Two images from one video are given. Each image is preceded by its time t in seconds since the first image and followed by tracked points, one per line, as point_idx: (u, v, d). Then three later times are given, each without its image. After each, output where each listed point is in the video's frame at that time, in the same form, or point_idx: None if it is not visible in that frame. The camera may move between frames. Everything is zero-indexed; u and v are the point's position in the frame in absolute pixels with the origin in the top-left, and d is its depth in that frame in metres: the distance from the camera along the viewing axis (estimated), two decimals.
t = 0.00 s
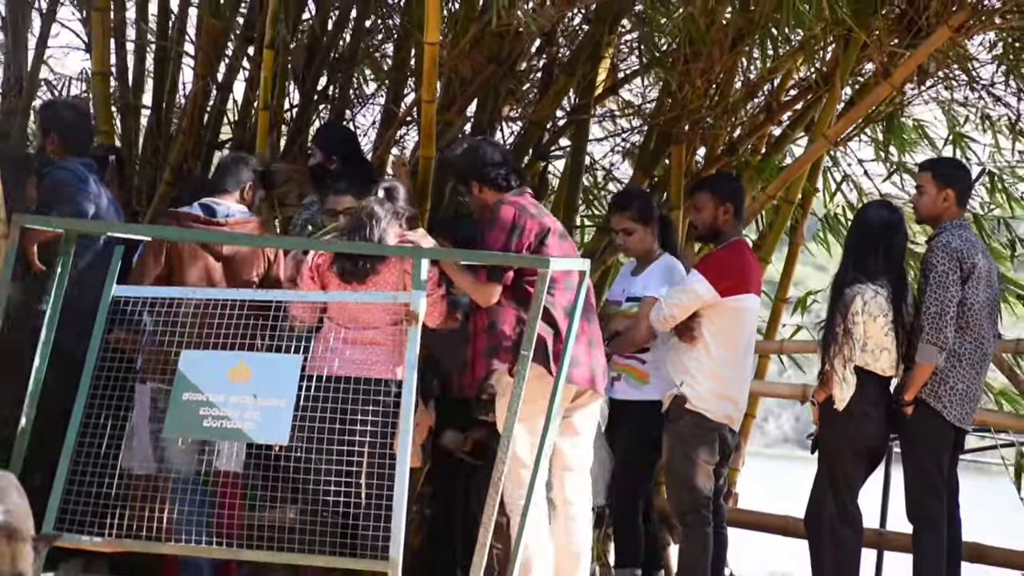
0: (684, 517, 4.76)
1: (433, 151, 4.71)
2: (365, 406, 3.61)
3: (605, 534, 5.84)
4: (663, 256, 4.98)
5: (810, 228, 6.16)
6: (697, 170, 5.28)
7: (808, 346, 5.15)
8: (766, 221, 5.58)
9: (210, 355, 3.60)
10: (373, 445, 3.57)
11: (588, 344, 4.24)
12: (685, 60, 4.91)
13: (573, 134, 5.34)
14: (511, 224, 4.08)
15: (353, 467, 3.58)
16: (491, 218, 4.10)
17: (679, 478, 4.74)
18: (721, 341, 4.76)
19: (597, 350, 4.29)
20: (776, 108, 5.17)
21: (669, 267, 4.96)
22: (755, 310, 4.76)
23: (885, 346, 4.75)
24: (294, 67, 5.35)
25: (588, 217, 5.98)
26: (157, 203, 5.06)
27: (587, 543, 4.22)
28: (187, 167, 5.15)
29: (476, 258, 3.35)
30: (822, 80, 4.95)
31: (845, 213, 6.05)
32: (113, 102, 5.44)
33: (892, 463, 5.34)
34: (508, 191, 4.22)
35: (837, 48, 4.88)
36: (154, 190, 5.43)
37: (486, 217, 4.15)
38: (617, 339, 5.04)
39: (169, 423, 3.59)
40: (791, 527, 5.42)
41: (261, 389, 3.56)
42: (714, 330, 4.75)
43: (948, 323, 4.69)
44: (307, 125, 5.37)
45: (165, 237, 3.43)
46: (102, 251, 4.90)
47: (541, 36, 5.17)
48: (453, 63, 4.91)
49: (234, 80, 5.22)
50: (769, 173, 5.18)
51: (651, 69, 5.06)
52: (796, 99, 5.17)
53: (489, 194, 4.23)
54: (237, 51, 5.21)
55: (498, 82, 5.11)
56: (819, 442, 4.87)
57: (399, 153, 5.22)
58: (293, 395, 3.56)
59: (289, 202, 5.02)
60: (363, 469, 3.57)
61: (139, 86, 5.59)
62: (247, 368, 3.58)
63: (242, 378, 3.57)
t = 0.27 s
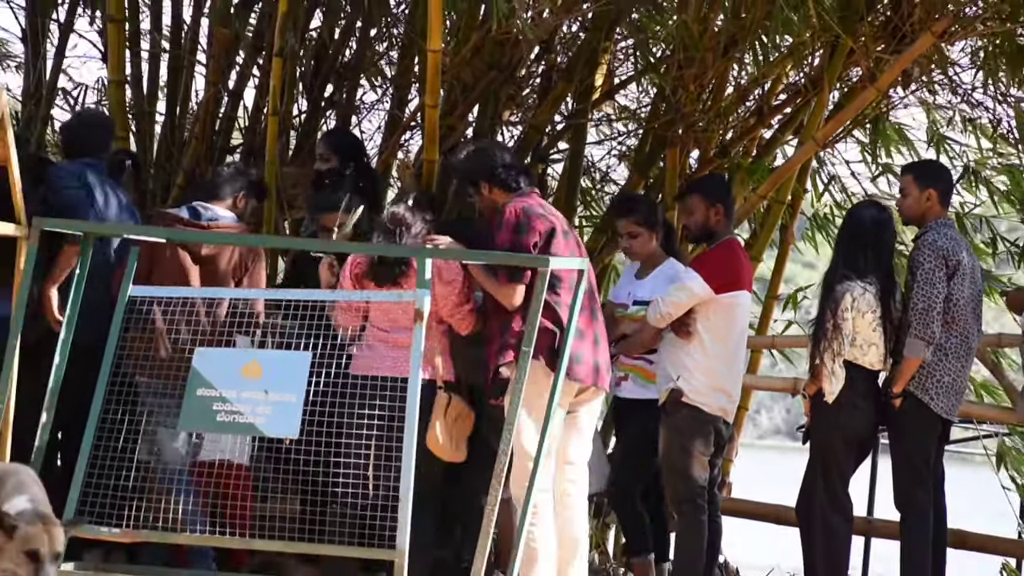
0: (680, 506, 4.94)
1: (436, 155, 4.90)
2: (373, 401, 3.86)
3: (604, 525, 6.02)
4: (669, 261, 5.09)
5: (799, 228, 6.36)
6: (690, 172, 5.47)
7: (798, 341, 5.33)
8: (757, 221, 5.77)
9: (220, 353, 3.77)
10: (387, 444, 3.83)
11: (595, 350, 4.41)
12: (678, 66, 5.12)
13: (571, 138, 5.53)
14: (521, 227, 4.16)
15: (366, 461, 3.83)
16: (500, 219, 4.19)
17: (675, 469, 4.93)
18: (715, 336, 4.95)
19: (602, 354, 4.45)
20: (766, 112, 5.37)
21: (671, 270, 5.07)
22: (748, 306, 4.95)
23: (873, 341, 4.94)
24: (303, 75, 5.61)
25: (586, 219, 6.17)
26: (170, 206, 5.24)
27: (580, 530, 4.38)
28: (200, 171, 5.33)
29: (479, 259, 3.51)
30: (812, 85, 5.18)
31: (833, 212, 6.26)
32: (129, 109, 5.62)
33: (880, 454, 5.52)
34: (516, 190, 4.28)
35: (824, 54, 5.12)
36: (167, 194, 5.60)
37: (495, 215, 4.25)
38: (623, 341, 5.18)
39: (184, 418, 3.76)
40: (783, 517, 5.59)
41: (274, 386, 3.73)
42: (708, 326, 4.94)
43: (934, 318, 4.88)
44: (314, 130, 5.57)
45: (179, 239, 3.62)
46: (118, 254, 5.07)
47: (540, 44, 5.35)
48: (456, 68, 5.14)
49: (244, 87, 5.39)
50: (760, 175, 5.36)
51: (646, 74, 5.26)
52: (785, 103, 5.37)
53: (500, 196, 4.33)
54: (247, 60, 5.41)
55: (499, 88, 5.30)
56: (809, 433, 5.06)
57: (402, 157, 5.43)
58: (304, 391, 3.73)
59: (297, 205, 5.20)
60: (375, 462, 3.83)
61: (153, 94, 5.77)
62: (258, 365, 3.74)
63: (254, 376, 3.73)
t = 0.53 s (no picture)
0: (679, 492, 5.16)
1: (447, 157, 5.14)
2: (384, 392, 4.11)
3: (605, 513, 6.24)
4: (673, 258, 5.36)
5: (792, 227, 6.60)
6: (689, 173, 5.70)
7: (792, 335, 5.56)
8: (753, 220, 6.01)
9: (249, 344, 4.04)
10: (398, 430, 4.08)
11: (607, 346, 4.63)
12: (679, 72, 5.37)
13: (576, 141, 5.77)
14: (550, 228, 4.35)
15: (380, 446, 4.10)
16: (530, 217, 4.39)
17: (674, 456, 5.16)
18: (712, 330, 5.19)
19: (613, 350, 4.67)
20: (761, 116, 5.62)
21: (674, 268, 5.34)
22: (744, 302, 5.20)
23: (866, 335, 5.17)
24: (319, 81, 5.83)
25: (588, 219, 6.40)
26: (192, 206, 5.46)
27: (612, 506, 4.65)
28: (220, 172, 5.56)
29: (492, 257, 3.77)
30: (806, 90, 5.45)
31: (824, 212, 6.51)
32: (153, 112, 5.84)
33: (871, 443, 5.75)
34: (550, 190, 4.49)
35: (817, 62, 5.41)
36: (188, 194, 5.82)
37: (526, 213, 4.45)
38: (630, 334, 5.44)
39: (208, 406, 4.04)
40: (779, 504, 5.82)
41: (291, 377, 3.98)
42: (706, 320, 5.18)
43: (922, 312, 5.12)
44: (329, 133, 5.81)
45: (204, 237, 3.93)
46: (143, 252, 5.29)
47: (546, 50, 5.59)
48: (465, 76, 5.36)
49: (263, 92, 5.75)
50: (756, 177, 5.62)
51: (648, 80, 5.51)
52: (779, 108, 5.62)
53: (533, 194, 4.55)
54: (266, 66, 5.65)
55: (507, 92, 5.54)
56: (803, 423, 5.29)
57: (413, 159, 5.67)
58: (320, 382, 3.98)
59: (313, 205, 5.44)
60: (388, 448, 4.10)
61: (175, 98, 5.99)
62: (277, 357, 4.00)
63: (274, 366, 3.99)
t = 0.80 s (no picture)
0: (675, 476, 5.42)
1: (454, 157, 5.40)
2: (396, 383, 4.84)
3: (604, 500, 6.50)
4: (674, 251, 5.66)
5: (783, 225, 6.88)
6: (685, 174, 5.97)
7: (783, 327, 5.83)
8: (745, 219, 6.28)
9: (256, 337, 4.82)
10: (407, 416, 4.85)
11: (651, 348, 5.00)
12: (675, 78, 5.64)
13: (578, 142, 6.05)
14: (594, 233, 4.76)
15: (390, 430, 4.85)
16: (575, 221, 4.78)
17: (672, 443, 5.43)
18: (707, 324, 5.45)
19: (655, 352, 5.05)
20: (753, 119, 5.89)
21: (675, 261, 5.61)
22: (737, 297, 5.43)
23: (854, 329, 5.43)
24: (332, 85, 6.10)
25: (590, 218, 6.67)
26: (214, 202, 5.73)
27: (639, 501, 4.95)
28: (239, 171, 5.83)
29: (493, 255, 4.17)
30: (797, 95, 5.72)
31: (814, 211, 6.79)
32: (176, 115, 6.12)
33: (858, 432, 6.01)
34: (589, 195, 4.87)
35: (806, 68, 5.68)
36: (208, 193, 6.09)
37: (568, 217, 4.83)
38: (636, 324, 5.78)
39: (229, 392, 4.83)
40: (771, 490, 6.08)
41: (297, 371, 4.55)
42: (701, 315, 5.44)
43: (907, 307, 5.37)
44: (342, 135, 6.10)
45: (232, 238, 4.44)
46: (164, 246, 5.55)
47: (549, 56, 5.86)
48: (471, 79, 5.63)
49: (280, 97, 6.05)
50: (747, 177, 5.89)
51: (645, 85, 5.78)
52: (770, 113, 5.90)
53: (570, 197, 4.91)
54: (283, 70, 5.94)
55: (511, 95, 5.82)
56: (794, 412, 5.55)
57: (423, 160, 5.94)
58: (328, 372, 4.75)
59: (327, 203, 5.71)
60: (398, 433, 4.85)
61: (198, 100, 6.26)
62: (290, 348, 4.78)
63: (288, 357, 4.78)
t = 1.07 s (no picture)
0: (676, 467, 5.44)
1: (456, 149, 5.43)
2: (397, 371, 4.87)
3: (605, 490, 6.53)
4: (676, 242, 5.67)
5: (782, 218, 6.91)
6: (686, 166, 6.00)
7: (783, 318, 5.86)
8: (746, 211, 6.31)
9: (263, 327, 4.97)
10: (407, 407, 4.84)
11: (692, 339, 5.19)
12: (675, 71, 5.68)
13: (579, 135, 6.08)
14: (643, 223, 4.95)
15: (392, 423, 4.85)
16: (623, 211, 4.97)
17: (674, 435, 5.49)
18: (710, 315, 5.49)
19: (695, 344, 5.24)
20: (753, 112, 5.92)
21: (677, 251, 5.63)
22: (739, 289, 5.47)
23: (856, 320, 5.46)
24: (335, 78, 6.13)
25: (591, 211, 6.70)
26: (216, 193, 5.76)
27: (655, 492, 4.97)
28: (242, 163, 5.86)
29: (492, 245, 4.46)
30: (797, 89, 5.75)
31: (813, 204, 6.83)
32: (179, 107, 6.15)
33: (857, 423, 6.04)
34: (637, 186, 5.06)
35: (806, 61, 5.71)
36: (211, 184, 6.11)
37: (616, 207, 5.02)
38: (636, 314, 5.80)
39: (233, 382, 4.99)
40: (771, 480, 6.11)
41: (307, 357, 4.90)
42: (704, 308, 5.48)
43: (908, 299, 5.41)
44: (345, 127, 6.13)
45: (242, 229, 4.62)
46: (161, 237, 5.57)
47: (550, 49, 5.89)
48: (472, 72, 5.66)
49: (283, 88, 6.10)
50: (748, 170, 5.92)
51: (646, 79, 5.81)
52: (770, 106, 5.93)
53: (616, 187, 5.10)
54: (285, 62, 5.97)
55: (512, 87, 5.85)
56: (796, 403, 5.59)
57: (425, 152, 5.98)
58: (329, 362, 4.92)
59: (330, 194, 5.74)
60: (399, 424, 4.85)
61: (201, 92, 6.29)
62: (293, 338, 4.94)
63: (290, 347, 4.94)
